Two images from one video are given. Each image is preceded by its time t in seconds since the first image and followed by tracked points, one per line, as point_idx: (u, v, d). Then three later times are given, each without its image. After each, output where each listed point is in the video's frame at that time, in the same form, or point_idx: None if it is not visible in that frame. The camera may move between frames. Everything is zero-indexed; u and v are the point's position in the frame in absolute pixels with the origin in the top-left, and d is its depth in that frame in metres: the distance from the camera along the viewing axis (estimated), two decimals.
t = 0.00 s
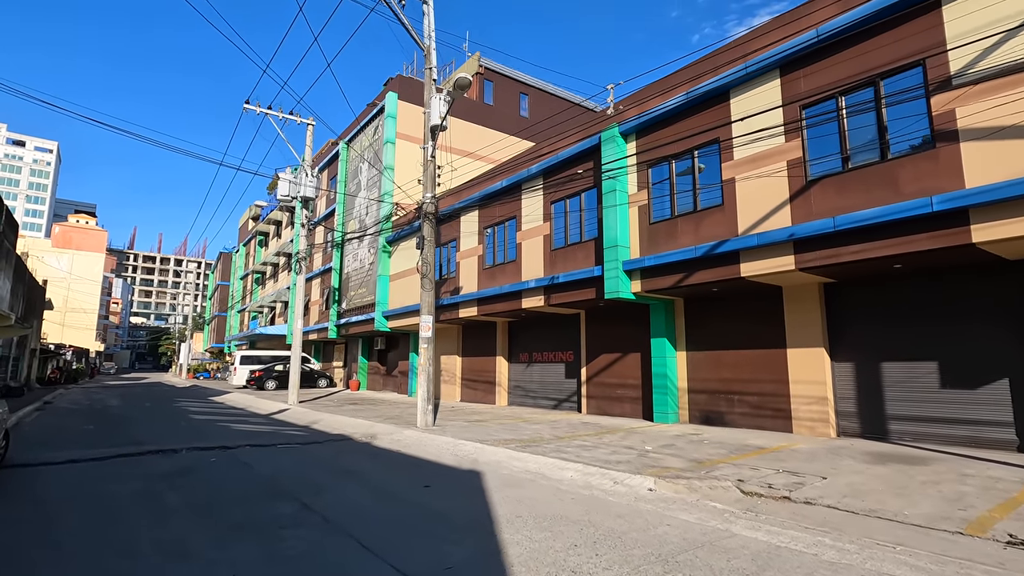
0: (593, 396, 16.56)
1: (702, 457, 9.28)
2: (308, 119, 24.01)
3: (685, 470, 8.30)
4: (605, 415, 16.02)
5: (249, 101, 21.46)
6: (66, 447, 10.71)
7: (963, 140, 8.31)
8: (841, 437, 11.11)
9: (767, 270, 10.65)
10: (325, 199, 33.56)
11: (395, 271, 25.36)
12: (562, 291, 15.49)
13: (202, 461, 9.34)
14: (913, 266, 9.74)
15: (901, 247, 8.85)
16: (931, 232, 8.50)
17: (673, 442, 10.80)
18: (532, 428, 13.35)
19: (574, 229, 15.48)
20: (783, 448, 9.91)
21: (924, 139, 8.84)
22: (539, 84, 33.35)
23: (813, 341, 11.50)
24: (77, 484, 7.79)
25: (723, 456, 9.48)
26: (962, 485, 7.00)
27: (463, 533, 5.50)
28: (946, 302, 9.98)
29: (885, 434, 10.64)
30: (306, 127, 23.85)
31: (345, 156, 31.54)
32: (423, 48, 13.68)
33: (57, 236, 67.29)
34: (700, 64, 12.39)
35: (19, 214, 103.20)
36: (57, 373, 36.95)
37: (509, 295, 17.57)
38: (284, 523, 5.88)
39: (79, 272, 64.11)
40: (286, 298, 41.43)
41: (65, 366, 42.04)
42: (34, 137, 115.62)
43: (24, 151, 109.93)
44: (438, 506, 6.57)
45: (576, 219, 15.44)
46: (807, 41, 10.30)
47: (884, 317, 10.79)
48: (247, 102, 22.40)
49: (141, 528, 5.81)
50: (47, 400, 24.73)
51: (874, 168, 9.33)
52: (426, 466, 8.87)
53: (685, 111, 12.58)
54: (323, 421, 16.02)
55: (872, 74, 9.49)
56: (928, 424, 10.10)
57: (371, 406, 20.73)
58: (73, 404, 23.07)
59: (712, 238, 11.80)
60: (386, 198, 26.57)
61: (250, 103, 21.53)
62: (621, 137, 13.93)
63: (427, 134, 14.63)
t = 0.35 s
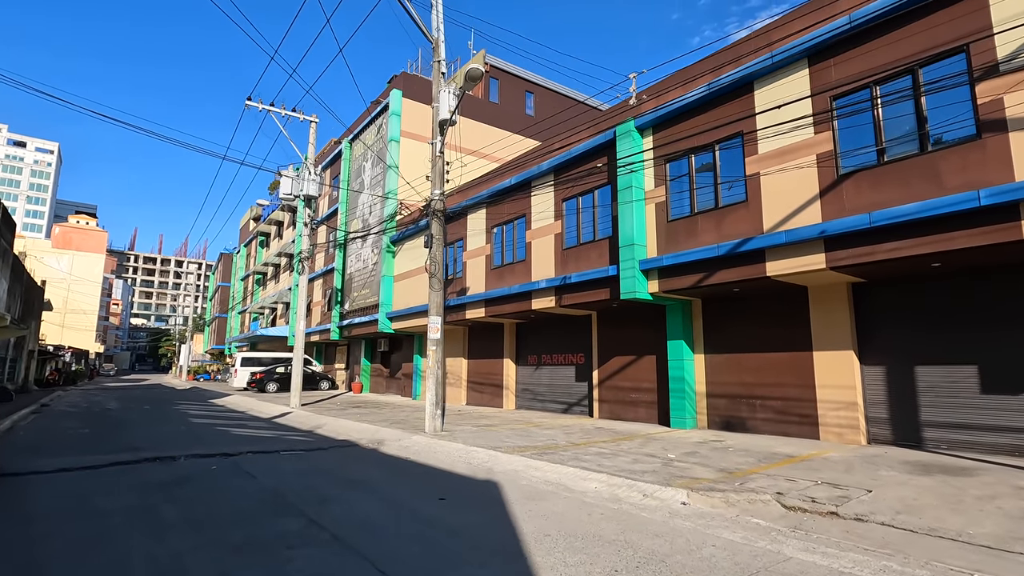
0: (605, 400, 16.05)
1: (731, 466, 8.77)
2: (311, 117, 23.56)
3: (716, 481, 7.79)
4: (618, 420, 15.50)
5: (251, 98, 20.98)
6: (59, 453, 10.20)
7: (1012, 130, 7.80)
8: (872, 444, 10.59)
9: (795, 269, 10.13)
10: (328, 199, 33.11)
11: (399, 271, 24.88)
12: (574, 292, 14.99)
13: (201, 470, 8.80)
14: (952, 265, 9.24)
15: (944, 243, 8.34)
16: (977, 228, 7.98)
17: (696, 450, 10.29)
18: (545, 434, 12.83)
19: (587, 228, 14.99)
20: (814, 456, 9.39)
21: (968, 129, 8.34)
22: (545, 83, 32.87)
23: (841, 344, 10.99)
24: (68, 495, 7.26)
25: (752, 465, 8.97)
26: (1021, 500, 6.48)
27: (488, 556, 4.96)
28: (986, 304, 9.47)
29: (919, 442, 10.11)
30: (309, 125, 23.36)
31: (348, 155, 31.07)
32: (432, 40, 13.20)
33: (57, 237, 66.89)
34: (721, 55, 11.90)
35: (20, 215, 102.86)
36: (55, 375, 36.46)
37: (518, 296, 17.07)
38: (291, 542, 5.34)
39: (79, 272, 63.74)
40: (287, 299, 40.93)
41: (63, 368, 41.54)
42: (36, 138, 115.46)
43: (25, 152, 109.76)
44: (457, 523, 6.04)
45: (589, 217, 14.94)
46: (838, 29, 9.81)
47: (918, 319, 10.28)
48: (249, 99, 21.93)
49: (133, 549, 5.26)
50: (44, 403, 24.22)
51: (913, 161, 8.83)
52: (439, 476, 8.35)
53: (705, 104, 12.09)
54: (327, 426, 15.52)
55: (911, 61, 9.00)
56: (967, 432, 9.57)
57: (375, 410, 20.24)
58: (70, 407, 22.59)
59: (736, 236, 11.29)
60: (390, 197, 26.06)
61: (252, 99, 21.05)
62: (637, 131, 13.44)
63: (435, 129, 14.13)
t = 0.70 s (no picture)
0: (619, 403, 15.57)
1: (763, 476, 8.27)
2: (315, 113, 23.10)
3: (752, 493, 7.31)
4: (632, 424, 15.02)
5: (253, 93, 20.50)
6: (54, 461, 9.73)
7: None
8: (905, 451, 10.09)
9: (826, 268, 9.63)
10: (332, 197, 32.67)
11: (405, 271, 24.43)
12: (588, 291, 14.51)
13: (204, 481, 8.31)
14: (996, 264, 8.74)
15: (992, 240, 7.84)
16: None
17: (722, 458, 9.80)
18: (560, 439, 12.37)
19: (601, 226, 14.51)
20: (849, 465, 8.90)
21: (1017, 119, 7.84)
22: (551, 79, 32.38)
23: (873, 346, 10.49)
24: (61, 509, 6.77)
25: (785, 474, 8.48)
26: None
27: None
28: None
29: (957, 449, 9.62)
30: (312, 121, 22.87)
31: (351, 153, 30.62)
32: (442, 31, 12.72)
33: (58, 236, 66.52)
34: (745, 45, 11.40)
35: (21, 215, 102.54)
36: (56, 376, 36.04)
37: (529, 296, 16.59)
38: (302, 568, 4.83)
39: (80, 272, 63.45)
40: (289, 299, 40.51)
41: (64, 369, 41.17)
42: (38, 139, 115.27)
43: (26, 152, 109.59)
44: (481, 543, 5.55)
45: (603, 214, 14.46)
46: (873, 15, 9.30)
47: (955, 321, 9.78)
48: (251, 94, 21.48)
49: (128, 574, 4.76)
50: (43, 404, 23.80)
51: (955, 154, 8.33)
52: (455, 487, 7.87)
53: (727, 96, 11.60)
54: (332, 429, 15.07)
55: (953, 48, 8.45)
56: (1009, 440, 9.08)
57: (381, 412, 19.79)
58: (70, 409, 22.15)
59: (761, 233, 10.79)
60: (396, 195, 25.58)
61: (254, 95, 20.58)
62: (654, 125, 12.96)
63: (445, 123, 13.64)
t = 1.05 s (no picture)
0: (635, 402, 15.14)
1: (801, 481, 7.84)
2: (320, 108, 22.66)
3: (794, 499, 6.88)
4: (649, 424, 14.60)
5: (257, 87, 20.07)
6: (54, 463, 9.32)
7: None
8: (943, 454, 9.64)
9: (862, 261, 9.17)
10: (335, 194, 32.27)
11: (411, 268, 24.00)
12: (604, 287, 14.08)
13: (210, 485, 7.86)
14: None
15: None
16: None
17: (751, 460, 9.38)
18: (577, 441, 11.93)
19: (617, 220, 14.07)
20: (889, 468, 8.46)
21: None
22: (557, 74, 31.88)
23: (908, 344, 10.04)
24: (60, 517, 6.32)
25: (823, 478, 8.04)
26: None
27: None
28: None
29: (999, 452, 9.17)
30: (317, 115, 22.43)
31: (356, 149, 30.20)
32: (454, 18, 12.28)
33: (59, 235, 66.12)
34: (772, 29, 10.96)
35: (22, 214, 102.11)
36: (56, 375, 35.63)
37: (541, 293, 16.15)
38: None
39: (81, 271, 63.08)
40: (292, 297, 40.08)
41: (65, 368, 40.85)
42: (38, 138, 114.84)
43: (26, 151, 109.26)
44: (514, 556, 5.11)
45: (619, 207, 14.03)
46: None
47: (997, 317, 9.33)
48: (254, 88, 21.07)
49: None
50: (44, 404, 23.41)
51: (1004, 140, 7.89)
52: (477, 492, 7.43)
53: (752, 84, 11.16)
54: (340, 430, 14.65)
55: (1001, 27, 8.00)
56: None
57: (387, 412, 19.37)
58: (70, 409, 21.74)
59: (789, 226, 10.34)
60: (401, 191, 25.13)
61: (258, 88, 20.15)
62: (674, 115, 12.52)
63: (457, 114, 13.20)
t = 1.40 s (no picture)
0: (649, 402, 14.68)
1: (840, 485, 7.38)
2: (324, 101, 22.23)
3: (838, 504, 6.41)
4: (664, 424, 14.15)
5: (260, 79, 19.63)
6: (50, 464, 8.88)
7: None
8: (981, 456, 9.18)
9: (898, 253, 8.71)
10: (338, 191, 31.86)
11: (416, 265, 23.57)
12: (619, 283, 13.62)
13: (212, 489, 7.38)
14: None
15: None
16: None
17: (780, 462, 8.92)
18: (593, 441, 11.48)
19: (632, 213, 13.62)
20: (930, 471, 7.99)
21: None
22: (563, 69, 31.43)
23: (943, 340, 9.58)
24: (51, 524, 5.84)
25: (863, 482, 7.58)
26: None
27: None
28: None
29: None
30: (321, 108, 21.98)
31: (359, 145, 29.74)
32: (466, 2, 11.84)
33: (59, 233, 65.65)
34: (799, 12, 10.50)
35: (22, 212, 101.70)
36: (56, 373, 35.19)
37: (552, 289, 15.70)
38: None
39: (81, 270, 62.65)
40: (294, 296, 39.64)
41: (64, 366, 40.43)
42: (38, 136, 114.43)
43: (27, 149, 108.89)
44: (547, 568, 4.64)
45: (635, 200, 13.58)
46: None
47: None
48: (257, 80, 20.66)
49: None
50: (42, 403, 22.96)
51: None
52: (497, 497, 6.98)
53: (778, 70, 10.70)
54: (346, 430, 14.21)
55: None
56: None
57: (393, 411, 18.92)
58: (69, 408, 21.29)
59: (819, 217, 9.88)
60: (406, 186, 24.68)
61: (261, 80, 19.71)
62: (694, 103, 12.07)
63: (467, 103, 12.76)
